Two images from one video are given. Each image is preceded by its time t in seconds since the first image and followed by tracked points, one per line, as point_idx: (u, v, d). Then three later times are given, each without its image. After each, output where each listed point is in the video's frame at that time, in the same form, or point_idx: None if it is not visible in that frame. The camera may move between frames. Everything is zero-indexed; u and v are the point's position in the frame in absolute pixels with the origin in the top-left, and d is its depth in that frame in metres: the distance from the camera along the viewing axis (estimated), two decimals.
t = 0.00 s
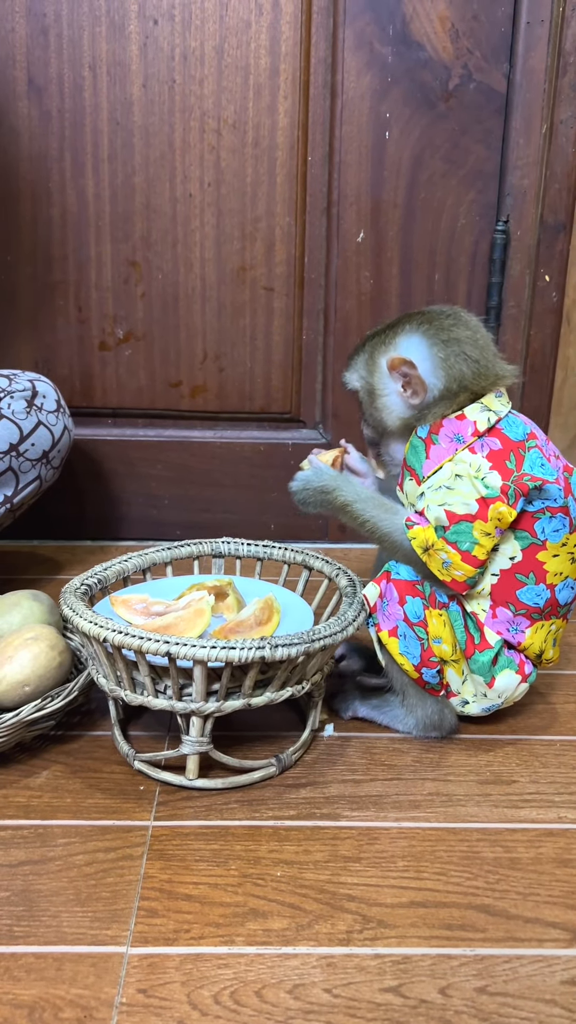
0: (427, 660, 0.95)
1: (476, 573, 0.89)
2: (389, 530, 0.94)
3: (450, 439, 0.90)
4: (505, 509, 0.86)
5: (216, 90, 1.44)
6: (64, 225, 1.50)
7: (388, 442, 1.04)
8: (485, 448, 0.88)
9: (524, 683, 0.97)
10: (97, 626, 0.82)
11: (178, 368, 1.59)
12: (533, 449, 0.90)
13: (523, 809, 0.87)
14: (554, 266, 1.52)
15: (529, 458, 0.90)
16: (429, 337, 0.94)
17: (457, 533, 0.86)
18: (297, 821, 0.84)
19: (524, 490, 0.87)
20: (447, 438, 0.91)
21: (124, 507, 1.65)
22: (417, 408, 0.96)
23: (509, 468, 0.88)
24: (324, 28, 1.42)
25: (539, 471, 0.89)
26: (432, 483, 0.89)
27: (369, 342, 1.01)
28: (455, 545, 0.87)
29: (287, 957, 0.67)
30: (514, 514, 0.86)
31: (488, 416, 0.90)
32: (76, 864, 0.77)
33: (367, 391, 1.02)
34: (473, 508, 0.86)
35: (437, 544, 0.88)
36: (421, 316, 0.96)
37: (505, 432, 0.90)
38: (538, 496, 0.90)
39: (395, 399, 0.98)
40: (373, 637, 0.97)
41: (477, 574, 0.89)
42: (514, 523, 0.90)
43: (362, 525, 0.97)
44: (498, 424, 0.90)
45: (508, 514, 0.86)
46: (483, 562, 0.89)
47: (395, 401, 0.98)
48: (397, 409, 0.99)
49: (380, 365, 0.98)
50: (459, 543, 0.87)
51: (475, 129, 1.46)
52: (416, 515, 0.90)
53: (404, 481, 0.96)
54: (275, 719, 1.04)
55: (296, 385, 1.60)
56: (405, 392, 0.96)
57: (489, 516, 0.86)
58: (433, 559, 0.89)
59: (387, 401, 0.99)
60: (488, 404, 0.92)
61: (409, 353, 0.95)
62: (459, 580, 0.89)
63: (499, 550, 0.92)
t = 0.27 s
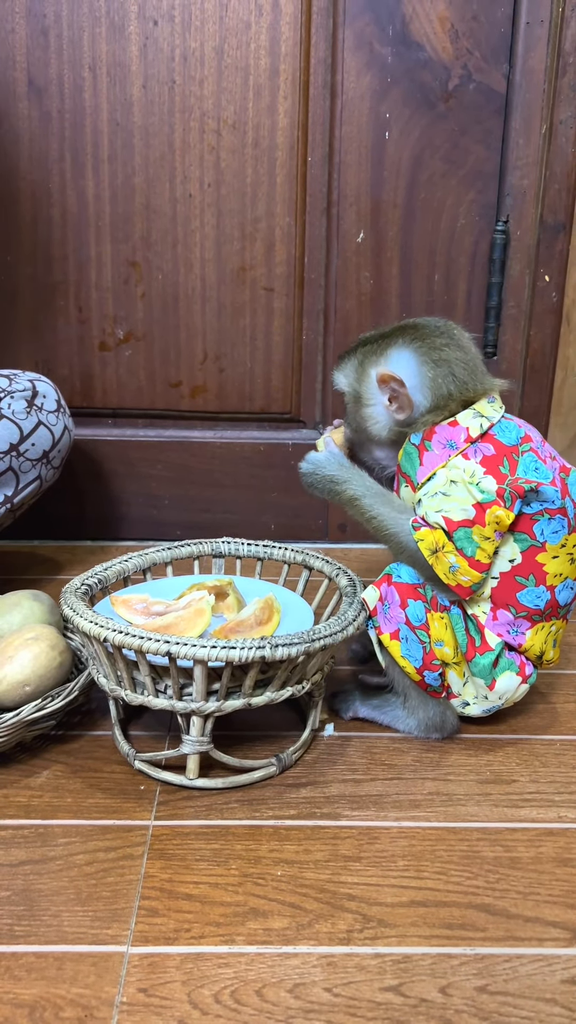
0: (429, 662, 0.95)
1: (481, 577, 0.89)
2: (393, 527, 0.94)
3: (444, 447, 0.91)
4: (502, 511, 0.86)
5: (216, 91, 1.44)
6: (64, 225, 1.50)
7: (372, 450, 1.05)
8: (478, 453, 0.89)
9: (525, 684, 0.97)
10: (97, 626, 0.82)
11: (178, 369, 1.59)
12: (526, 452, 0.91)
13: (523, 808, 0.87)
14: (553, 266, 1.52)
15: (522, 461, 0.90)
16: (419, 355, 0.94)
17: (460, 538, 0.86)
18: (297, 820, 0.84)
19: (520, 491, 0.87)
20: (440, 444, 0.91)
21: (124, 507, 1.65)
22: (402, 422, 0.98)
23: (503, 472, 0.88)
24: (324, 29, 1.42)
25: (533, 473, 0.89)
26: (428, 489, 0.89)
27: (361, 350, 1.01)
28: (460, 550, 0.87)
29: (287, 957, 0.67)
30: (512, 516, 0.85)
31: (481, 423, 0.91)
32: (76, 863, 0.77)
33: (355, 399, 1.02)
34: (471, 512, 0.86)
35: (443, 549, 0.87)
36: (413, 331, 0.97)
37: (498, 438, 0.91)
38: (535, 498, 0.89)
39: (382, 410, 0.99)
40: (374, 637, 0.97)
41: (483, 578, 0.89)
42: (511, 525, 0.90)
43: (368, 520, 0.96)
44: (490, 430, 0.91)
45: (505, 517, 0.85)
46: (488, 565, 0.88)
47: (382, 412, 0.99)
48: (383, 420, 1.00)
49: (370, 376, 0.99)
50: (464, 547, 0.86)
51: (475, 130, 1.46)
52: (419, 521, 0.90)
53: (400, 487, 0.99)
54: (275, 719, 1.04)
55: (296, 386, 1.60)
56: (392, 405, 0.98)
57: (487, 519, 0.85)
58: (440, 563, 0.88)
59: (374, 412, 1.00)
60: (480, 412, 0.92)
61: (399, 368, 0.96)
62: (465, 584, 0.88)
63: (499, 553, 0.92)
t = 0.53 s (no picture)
0: (423, 656, 0.96)
1: (470, 568, 0.90)
2: (387, 524, 0.93)
3: (429, 440, 0.91)
4: (486, 500, 0.85)
5: (216, 91, 1.44)
6: (64, 225, 1.50)
7: (362, 450, 1.05)
8: (463, 446, 0.89)
9: (515, 677, 0.96)
10: (97, 626, 0.82)
11: (178, 369, 1.59)
12: (512, 444, 0.90)
13: (523, 808, 0.87)
14: (553, 266, 1.52)
15: (508, 453, 0.89)
16: (409, 361, 0.94)
17: (446, 528, 0.87)
18: (297, 820, 0.84)
19: (504, 481, 0.86)
20: (425, 438, 0.92)
21: (124, 507, 1.65)
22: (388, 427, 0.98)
23: (488, 463, 0.88)
24: (323, 28, 1.42)
25: (518, 463, 0.89)
26: (415, 481, 0.90)
27: (353, 351, 1.00)
28: (448, 539, 0.87)
29: (287, 957, 0.67)
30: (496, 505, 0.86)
31: (466, 416, 0.91)
32: (76, 863, 0.77)
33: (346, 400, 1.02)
34: (456, 502, 0.86)
35: (431, 538, 0.88)
36: (405, 336, 0.96)
37: (483, 431, 0.90)
38: (519, 488, 0.88)
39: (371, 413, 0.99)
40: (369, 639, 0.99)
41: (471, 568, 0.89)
42: (496, 516, 0.89)
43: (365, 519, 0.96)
44: (475, 423, 0.90)
45: (490, 506, 0.85)
46: (475, 554, 0.89)
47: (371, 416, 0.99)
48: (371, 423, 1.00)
49: (360, 379, 0.98)
50: (451, 536, 0.87)
51: (475, 129, 1.46)
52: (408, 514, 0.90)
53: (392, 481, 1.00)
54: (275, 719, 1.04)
55: (296, 386, 1.60)
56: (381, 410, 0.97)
57: (472, 508, 0.86)
58: (429, 553, 0.89)
59: (362, 414, 1.00)
60: (465, 405, 0.93)
61: (389, 374, 0.95)
62: (453, 574, 0.89)
63: (485, 544, 0.91)
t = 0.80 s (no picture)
0: (384, 626, 1.04)
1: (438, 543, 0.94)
2: (370, 504, 1.01)
3: (416, 419, 0.95)
4: (455, 480, 0.90)
5: (216, 91, 1.44)
6: (64, 225, 1.50)
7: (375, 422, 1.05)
8: (447, 430, 0.91)
9: (488, 662, 1.00)
10: (97, 626, 0.82)
11: (178, 369, 1.59)
12: (499, 431, 0.92)
13: (524, 808, 0.87)
14: (553, 266, 1.52)
15: (492, 441, 0.92)
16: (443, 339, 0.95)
17: (414, 502, 0.92)
18: (297, 820, 0.84)
19: (475, 463, 0.90)
20: (412, 420, 0.95)
21: (124, 507, 1.65)
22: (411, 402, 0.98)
23: (467, 447, 0.91)
24: (324, 28, 1.42)
25: (498, 450, 0.92)
26: (396, 458, 0.95)
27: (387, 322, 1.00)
28: (413, 514, 0.92)
29: (287, 957, 0.67)
30: (464, 486, 0.90)
31: (454, 402, 0.92)
32: (77, 863, 0.77)
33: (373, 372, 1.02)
34: (426, 479, 0.91)
35: (400, 512, 0.93)
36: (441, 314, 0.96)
37: (471, 416, 0.92)
38: (493, 472, 0.93)
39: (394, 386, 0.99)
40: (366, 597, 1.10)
41: (439, 544, 0.94)
42: (468, 496, 0.94)
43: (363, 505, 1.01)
44: (464, 409, 0.92)
45: (458, 486, 0.90)
46: (444, 530, 0.94)
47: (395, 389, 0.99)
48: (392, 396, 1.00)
49: (392, 351, 0.98)
50: (417, 511, 0.92)
51: (475, 129, 1.46)
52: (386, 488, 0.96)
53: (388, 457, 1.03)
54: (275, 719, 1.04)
55: (296, 386, 1.60)
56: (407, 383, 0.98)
57: (440, 485, 0.90)
58: (398, 526, 0.94)
59: (386, 385, 1.00)
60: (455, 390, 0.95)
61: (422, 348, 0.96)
62: (420, 546, 0.94)
63: (459, 523, 0.96)
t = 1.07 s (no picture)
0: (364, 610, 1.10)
1: (414, 534, 0.97)
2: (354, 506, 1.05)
3: (383, 417, 0.99)
4: (418, 469, 0.92)
5: (216, 91, 1.45)
6: (64, 225, 1.50)
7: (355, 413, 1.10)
8: (410, 423, 0.95)
9: (456, 647, 1.02)
10: (98, 626, 0.82)
11: (179, 369, 1.59)
12: (461, 420, 0.96)
13: (524, 808, 0.87)
14: (554, 265, 1.52)
15: (454, 429, 0.96)
16: (421, 333, 0.99)
17: (386, 496, 0.95)
18: (298, 820, 0.84)
19: (434, 452, 0.94)
20: (379, 419, 0.99)
21: (125, 506, 1.65)
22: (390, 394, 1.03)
23: (429, 436, 0.94)
24: (324, 28, 1.42)
25: (458, 437, 0.95)
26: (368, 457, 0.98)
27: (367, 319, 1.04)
28: (390, 507, 0.95)
29: (288, 956, 0.67)
30: (428, 475, 0.92)
31: (418, 397, 0.97)
32: (77, 863, 0.77)
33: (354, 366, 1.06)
34: (393, 473, 0.94)
35: (377, 507, 0.96)
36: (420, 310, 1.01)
37: (434, 408, 0.96)
38: (452, 459, 0.96)
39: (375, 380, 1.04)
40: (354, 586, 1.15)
41: (415, 535, 0.97)
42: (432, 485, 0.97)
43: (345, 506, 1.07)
44: (427, 402, 0.96)
45: (422, 474, 0.92)
46: (419, 521, 0.96)
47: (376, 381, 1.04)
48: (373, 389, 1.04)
49: (373, 346, 1.03)
50: (390, 505, 0.95)
51: (475, 129, 1.46)
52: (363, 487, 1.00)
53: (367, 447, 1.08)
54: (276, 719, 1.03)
55: (296, 385, 1.61)
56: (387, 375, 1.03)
57: (405, 477, 0.93)
58: (377, 521, 0.97)
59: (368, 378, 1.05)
60: (419, 389, 0.99)
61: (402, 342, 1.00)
62: (398, 539, 0.97)
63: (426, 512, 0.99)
